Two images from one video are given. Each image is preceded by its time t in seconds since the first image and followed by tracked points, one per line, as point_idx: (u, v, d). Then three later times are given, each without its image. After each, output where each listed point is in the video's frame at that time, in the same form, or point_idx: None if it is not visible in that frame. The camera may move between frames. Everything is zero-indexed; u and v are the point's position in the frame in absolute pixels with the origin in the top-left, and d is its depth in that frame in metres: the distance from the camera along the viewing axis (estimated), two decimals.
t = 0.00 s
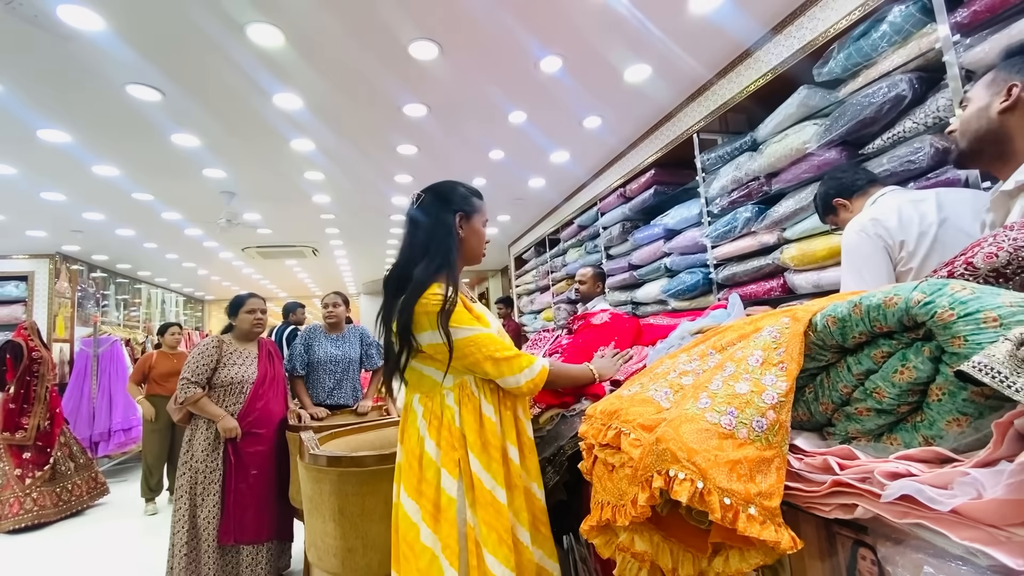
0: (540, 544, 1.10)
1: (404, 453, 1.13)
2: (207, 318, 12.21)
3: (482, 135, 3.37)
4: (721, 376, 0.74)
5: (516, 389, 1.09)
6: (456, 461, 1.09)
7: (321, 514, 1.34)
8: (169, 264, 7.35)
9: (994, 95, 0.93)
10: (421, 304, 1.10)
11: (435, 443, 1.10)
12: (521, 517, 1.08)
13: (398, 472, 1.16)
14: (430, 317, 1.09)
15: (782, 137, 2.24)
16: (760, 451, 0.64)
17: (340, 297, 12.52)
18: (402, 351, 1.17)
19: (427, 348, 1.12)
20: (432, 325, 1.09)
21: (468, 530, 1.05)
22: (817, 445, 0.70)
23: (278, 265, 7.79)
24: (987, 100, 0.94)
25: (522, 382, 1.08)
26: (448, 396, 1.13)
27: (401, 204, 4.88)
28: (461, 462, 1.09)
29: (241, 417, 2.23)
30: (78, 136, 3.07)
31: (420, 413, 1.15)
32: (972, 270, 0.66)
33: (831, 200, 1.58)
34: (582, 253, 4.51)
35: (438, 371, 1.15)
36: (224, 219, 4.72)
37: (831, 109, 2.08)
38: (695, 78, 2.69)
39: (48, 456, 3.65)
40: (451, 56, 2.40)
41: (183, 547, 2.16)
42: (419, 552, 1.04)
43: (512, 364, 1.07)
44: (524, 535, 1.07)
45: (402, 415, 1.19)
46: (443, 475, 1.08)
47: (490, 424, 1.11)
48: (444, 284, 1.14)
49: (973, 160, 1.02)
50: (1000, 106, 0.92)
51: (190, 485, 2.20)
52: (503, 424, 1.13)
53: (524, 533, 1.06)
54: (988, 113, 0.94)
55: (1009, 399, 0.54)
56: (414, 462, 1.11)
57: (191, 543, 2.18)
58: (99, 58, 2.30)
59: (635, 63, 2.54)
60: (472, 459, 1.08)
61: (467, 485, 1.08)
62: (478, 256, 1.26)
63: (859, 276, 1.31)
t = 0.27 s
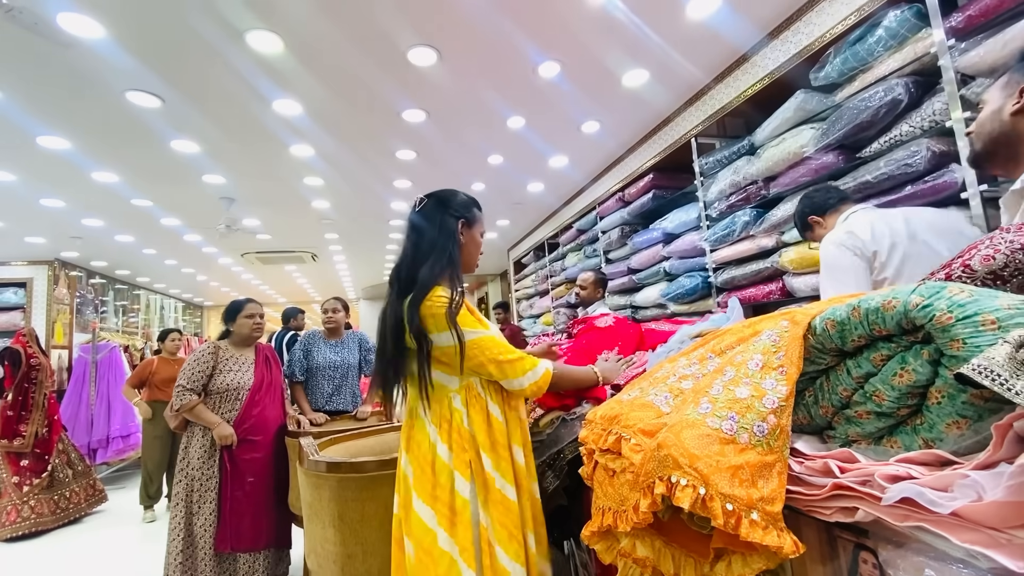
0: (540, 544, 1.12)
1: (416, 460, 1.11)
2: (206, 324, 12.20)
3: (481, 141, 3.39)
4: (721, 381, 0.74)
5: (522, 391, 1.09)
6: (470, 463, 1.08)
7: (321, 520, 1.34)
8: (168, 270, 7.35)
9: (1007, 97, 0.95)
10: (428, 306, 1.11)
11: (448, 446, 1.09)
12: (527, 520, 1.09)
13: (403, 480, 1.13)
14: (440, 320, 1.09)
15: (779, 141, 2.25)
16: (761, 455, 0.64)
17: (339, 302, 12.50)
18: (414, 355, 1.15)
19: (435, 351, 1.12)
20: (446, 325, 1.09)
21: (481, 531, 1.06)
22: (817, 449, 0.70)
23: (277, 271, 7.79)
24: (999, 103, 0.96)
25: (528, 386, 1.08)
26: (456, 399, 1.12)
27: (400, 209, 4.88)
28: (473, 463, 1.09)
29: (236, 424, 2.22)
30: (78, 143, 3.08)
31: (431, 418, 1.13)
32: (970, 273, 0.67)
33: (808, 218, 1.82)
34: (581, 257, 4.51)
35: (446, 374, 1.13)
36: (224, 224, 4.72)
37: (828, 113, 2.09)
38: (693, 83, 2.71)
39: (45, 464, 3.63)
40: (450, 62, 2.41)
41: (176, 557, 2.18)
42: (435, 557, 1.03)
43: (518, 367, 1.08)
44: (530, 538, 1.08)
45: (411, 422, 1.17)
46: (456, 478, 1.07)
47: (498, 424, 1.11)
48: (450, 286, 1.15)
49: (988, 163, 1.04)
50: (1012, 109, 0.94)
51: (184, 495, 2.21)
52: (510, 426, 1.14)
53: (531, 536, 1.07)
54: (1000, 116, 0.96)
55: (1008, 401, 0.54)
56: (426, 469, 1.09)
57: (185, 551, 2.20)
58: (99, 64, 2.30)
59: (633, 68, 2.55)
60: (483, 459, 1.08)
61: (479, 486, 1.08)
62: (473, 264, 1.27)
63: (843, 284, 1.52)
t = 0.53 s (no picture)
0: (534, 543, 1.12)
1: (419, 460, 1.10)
2: (205, 327, 12.20)
3: (480, 144, 3.39)
4: (722, 383, 0.74)
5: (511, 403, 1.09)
6: (467, 461, 1.09)
7: (321, 524, 1.34)
8: (167, 274, 7.35)
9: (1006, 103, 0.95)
10: (428, 305, 1.10)
11: (449, 443, 1.09)
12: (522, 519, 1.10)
13: (405, 482, 1.11)
14: (437, 320, 1.09)
15: (778, 144, 2.26)
16: (763, 458, 0.64)
17: (338, 305, 12.49)
18: (408, 353, 1.13)
19: (435, 351, 1.11)
20: (445, 329, 1.08)
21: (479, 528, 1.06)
22: (818, 451, 0.70)
23: (277, 274, 7.79)
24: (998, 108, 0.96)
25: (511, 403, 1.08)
26: (452, 398, 1.12)
27: (400, 212, 4.89)
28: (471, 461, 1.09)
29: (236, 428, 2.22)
30: (78, 146, 3.08)
31: (429, 418, 1.13)
32: (969, 274, 0.67)
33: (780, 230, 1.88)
34: (581, 259, 4.52)
35: (439, 373, 1.14)
36: (224, 228, 4.72)
37: (827, 115, 2.09)
38: (692, 86, 2.72)
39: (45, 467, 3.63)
40: (450, 65, 2.42)
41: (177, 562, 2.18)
42: (445, 558, 1.01)
43: (500, 385, 1.06)
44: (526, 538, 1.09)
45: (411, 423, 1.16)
46: (457, 476, 1.07)
47: (491, 422, 1.12)
48: (448, 284, 1.17)
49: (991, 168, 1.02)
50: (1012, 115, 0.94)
51: (183, 499, 2.20)
52: (502, 424, 1.14)
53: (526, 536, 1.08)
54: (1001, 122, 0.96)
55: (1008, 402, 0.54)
56: (432, 468, 1.08)
57: (185, 556, 2.20)
58: (100, 68, 2.31)
59: (632, 71, 2.56)
60: (478, 458, 1.09)
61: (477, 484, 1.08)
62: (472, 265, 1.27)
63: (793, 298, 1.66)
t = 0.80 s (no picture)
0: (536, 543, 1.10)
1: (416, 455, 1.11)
2: (205, 329, 12.19)
3: (480, 145, 3.40)
4: (722, 384, 0.74)
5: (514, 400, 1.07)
6: (463, 457, 1.09)
7: (320, 526, 1.33)
8: (167, 275, 7.35)
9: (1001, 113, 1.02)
10: (427, 301, 1.11)
11: (445, 440, 1.09)
12: (520, 517, 1.09)
13: (408, 477, 1.12)
14: (437, 316, 1.09)
15: (778, 145, 2.26)
16: (763, 459, 0.64)
17: (338, 306, 12.48)
18: (407, 350, 1.15)
19: (434, 346, 1.11)
20: (445, 323, 1.08)
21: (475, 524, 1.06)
22: (818, 452, 0.70)
23: (277, 275, 7.79)
24: (993, 118, 1.03)
25: (515, 397, 1.06)
26: (450, 395, 1.12)
27: (400, 213, 4.89)
28: (466, 458, 1.09)
29: (241, 428, 2.22)
30: (78, 147, 3.08)
31: (427, 416, 1.14)
32: (969, 274, 0.67)
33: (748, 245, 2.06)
34: (581, 261, 4.52)
35: (439, 369, 1.14)
36: (223, 229, 4.72)
37: (827, 116, 2.10)
38: (691, 87, 2.72)
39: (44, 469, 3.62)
40: (450, 66, 2.42)
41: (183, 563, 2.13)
42: (440, 551, 1.02)
43: (502, 377, 1.05)
44: (525, 538, 1.07)
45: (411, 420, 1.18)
46: (452, 472, 1.07)
47: (487, 420, 1.12)
48: (448, 283, 1.15)
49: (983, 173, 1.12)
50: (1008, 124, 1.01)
51: (188, 500, 2.16)
52: (501, 421, 1.13)
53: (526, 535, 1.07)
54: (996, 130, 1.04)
55: (1008, 403, 0.54)
56: (427, 462, 1.09)
57: (191, 557, 2.15)
58: (101, 70, 2.31)
59: (632, 73, 2.56)
60: (473, 454, 1.08)
61: (472, 480, 1.08)
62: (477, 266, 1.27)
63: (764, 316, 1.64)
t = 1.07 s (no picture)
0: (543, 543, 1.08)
1: (426, 453, 1.11)
2: (205, 329, 12.18)
3: (480, 146, 3.40)
4: (721, 386, 0.74)
5: (528, 399, 1.07)
6: (472, 458, 1.09)
7: (320, 526, 1.34)
8: (167, 276, 7.34)
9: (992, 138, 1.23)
10: (438, 304, 1.11)
11: (456, 441, 1.10)
12: (527, 519, 1.08)
13: (413, 475, 1.13)
14: (449, 318, 1.09)
15: (777, 146, 2.27)
16: (762, 460, 0.64)
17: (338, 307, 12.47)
18: (418, 350, 1.15)
19: (446, 347, 1.12)
20: (458, 325, 1.08)
21: (478, 525, 1.06)
22: (817, 453, 0.70)
23: (277, 276, 7.79)
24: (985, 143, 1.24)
25: (529, 395, 1.06)
26: (463, 395, 1.13)
27: (400, 214, 4.89)
28: (476, 458, 1.09)
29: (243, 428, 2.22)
30: (78, 148, 3.08)
31: (439, 415, 1.13)
32: (967, 275, 0.67)
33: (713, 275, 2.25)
34: (581, 261, 4.52)
35: (454, 370, 1.14)
36: (223, 229, 4.72)
37: (826, 117, 2.10)
38: (691, 88, 2.72)
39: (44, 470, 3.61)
40: (449, 67, 2.42)
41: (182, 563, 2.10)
42: (439, 549, 1.03)
43: (518, 374, 1.05)
44: (531, 541, 1.06)
45: (421, 416, 1.17)
46: (459, 472, 1.08)
47: (500, 420, 1.12)
48: (461, 284, 1.16)
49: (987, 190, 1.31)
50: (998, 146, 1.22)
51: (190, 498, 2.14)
52: (515, 422, 1.14)
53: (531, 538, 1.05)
54: (988, 153, 1.24)
55: (1006, 405, 0.54)
56: (436, 462, 1.10)
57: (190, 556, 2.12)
58: (100, 70, 2.31)
59: (631, 74, 2.57)
60: (484, 455, 1.09)
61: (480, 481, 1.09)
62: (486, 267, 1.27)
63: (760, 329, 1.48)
